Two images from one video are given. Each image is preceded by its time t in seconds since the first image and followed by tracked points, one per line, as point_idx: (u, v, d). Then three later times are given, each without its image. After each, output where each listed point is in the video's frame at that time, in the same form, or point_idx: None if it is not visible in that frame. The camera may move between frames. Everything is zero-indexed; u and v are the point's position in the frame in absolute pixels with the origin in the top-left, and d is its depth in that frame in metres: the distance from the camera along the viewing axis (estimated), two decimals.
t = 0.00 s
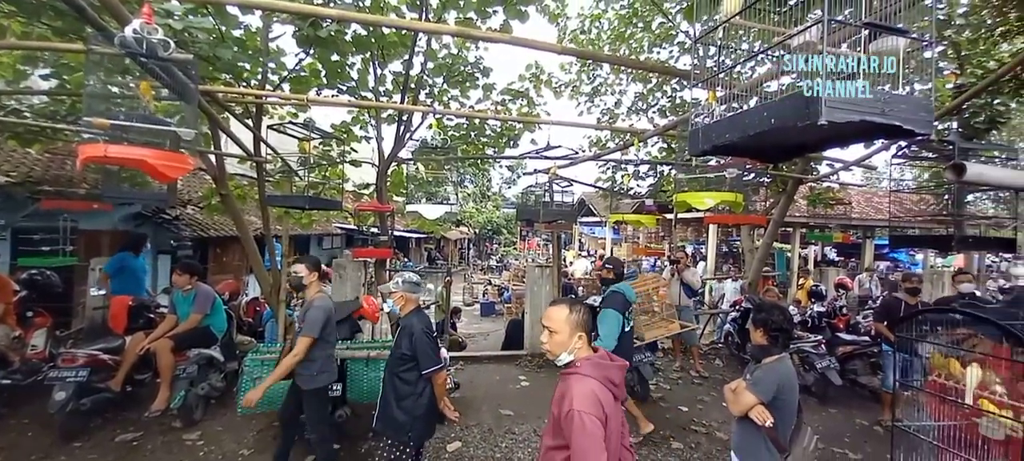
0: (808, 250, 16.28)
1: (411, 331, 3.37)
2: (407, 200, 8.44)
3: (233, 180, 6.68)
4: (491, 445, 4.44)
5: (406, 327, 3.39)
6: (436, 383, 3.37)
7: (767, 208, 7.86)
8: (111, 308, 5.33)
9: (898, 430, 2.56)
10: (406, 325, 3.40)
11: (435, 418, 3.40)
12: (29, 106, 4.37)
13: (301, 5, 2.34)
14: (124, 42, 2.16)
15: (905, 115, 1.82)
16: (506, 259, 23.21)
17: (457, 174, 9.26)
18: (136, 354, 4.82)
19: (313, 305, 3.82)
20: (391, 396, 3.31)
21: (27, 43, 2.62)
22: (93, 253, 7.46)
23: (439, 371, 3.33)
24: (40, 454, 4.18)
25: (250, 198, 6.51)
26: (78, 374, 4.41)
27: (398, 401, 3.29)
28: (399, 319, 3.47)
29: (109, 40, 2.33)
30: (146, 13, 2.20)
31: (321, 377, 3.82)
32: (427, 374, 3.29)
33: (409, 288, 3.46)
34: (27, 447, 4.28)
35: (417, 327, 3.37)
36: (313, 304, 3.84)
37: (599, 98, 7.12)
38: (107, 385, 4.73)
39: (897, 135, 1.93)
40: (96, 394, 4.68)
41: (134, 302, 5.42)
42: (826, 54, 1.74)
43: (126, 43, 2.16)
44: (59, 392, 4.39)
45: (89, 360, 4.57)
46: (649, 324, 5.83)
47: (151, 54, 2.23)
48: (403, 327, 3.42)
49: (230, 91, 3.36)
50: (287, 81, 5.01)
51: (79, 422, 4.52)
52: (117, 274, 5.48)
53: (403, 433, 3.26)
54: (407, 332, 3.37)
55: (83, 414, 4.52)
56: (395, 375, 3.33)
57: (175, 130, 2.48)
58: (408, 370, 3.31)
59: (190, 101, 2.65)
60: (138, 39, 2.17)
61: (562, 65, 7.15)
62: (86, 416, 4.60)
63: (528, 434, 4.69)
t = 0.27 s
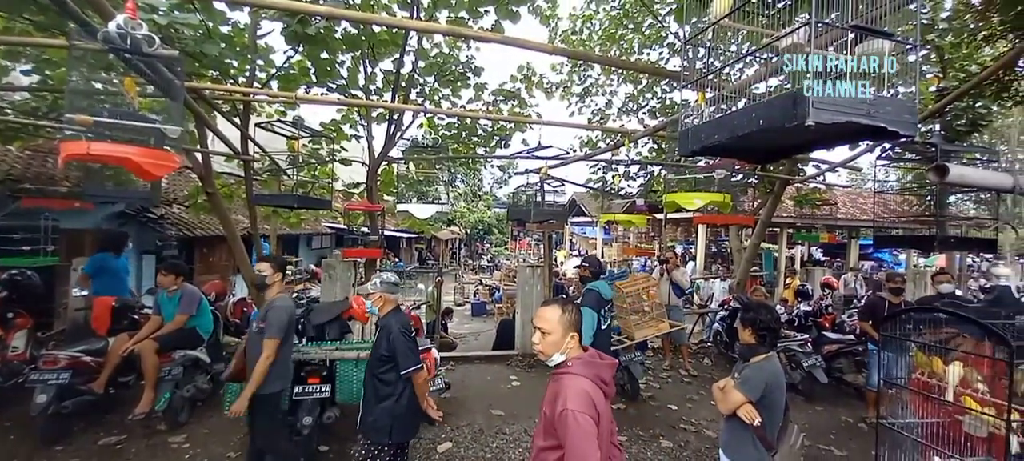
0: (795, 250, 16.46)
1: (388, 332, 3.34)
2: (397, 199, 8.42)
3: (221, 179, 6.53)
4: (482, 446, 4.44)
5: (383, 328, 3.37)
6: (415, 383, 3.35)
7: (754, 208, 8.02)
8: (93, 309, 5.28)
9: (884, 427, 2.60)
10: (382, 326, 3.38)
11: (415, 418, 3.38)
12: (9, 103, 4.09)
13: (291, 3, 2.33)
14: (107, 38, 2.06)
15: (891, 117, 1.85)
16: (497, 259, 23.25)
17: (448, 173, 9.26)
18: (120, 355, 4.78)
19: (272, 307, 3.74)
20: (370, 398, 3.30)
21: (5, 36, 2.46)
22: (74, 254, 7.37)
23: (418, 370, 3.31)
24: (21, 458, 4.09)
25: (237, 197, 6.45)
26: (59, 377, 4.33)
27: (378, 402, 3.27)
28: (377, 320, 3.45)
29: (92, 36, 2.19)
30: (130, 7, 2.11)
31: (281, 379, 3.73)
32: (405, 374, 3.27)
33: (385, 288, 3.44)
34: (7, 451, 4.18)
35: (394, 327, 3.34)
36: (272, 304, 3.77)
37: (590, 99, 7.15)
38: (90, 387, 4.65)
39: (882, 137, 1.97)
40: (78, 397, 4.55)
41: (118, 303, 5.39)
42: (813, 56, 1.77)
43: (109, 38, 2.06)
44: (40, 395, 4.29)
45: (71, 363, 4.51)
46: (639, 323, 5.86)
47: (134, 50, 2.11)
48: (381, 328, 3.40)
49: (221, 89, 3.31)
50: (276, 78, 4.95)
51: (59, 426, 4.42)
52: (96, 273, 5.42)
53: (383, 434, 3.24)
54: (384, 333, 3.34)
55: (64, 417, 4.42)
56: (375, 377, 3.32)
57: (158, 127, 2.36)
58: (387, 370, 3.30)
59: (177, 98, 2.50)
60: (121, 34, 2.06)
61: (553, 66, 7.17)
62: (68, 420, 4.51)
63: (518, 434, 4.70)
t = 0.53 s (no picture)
0: (776, 250, 16.73)
1: (348, 339, 3.28)
2: (382, 200, 8.40)
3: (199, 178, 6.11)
4: (468, 448, 4.44)
5: (343, 335, 3.31)
6: (375, 391, 3.32)
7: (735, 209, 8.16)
8: (66, 311, 5.07)
9: (861, 424, 2.65)
10: (343, 332, 3.31)
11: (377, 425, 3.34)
12: None
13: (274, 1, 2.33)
14: (80, 32, 1.97)
15: (866, 121, 1.91)
16: (483, 259, 23.27)
17: (434, 174, 9.26)
18: (93, 359, 4.65)
19: (231, 306, 3.50)
20: (332, 406, 3.28)
21: None
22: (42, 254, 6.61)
23: (377, 380, 3.27)
24: None
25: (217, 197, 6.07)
26: (30, 382, 4.26)
27: (340, 410, 3.24)
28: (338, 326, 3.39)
29: (66, 30, 2.10)
30: (104, 2, 2.03)
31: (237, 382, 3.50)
32: (364, 382, 3.22)
33: (346, 295, 3.38)
34: None
35: (354, 334, 3.28)
36: (232, 303, 3.53)
37: (576, 100, 7.20)
38: (61, 392, 4.60)
39: (858, 140, 2.03)
40: (47, 404, 4.57)
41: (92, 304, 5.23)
42: (792, 63, 1.82)
43: (82, 33, 1.98)
44: (10, 401, 4.25)
45: (42, 367, 4.44)
46: (625, 322, 5.91)
47: (110, 45, 2.01)
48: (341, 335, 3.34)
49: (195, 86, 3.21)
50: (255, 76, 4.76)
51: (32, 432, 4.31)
52: (67, 275, 5.27)
53: (343, 442, 3.22)
54: (343, 340, 3.28)
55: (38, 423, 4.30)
56: (335, 385, 3.28)
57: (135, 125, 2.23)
58: (346, 379, 3.25)
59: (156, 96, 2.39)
60: (96, 28, 1.98)
61: (539, 67, 7.21)
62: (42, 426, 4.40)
63: (504, 434, 4.71)
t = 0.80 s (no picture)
0: (756, 250, 16.98)
1: (294, 345, 3.01)
2: (367, 200, 8.36)
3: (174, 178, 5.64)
4: (453, 449, 4.43)
5: (289, 341, 3.04)
6: (323, 401, 2.98)
7: (717, 210, 8.27)
8: (36, 316, 4.95)
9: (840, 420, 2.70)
10: (289, 338, 3.05)
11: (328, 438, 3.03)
12: None
13: None
14: (51, 27, 2.02)
15: (840, 124, 1.96)
16: (468, 260, 23.25)
17: (419, 174, 9.24)
18: (64, 366, 4.58)
19: (181, 314, 3.24)
20: (279, 414, 3.01)
21: None
22: None
23: (324, 388, 2.95)
24: None
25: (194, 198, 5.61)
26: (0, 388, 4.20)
27: (288, 421, 2.96)
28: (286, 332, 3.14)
29: (37, 25, 2.11)
30: None
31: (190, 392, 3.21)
32: (311, 391, 2.93)
33: (294, 298, 3.14)
34: None
35: (300, 339, 3.01)
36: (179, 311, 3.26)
37: (561, 101, 7.24)
38: (32, 399, 4.49)
39: (832, 143, 2.08)
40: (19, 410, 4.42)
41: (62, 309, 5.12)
42: (769, 68, 1.86)
43: (53, 28, 2.03)
44: None
45: (13, 374, 4.36)
46: (610, 323, 5.96)
47: (82, 40, 2.06)
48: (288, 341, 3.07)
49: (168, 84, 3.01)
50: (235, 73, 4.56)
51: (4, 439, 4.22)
52: (36, 279, 5.08)
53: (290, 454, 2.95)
54: (288, 347, 3.01)
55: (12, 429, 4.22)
56: (280, 395, 3.01)
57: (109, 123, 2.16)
58: (290, 388, 2.98)
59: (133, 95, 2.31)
60: (66, 23, 2.02)
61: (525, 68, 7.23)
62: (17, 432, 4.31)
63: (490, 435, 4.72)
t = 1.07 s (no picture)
0: (740, 252, 17.21)
1: (248, 346, 2.77)
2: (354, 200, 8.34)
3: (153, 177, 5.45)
4: (439, 451, 4.41)
5: (244, 342, 2.81)
6: (281, 402, 2.77)
7: (701, 213, 8.37)
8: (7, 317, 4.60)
9: (818, 418, 2.74)
10: (244, 339, 2.81)
11: (289, 440, 2.85)
12: None
13: None
14: (27, 20, 2.02)
15: (821, 129, 2.00)
16: (456, 261, 23.24)
17: (406, 175, 9.23)
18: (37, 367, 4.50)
19: (117, 318, 2.90)
20: (236, 419, 2.78)
21: None
22: None
23: (281, 389, 2.73)
24: None
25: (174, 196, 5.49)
26: None
27: (244, 426, 2.74)
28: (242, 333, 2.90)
29: (11, 18, 2.11)
30: None
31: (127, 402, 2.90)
32: (268, 393, 2.70)
33: (251, 297, 2.91)
34: None
35: (255, 339, 2.78)
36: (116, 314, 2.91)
37: (549, 103, 7.30)
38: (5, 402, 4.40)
39: (813, 147, 2.13)
40: None
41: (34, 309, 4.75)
42: (753, 73, 1.89)
43: (29, 21, 2.03)
44: None
45: None
46: (597, 324, 6.00)
47: (58, 34, 2.06)
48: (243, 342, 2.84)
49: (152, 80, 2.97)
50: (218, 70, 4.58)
51: None
52: (6, 278, 4.75)
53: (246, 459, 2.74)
54: (243, 348, 2.78)
55: None
56: (236, 399, 2.78)
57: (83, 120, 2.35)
58: (246, 391, 2.75)
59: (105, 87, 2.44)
60: (43, 15, 2.03)
61: (514, 69, 7.27)
62: None
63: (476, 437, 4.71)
